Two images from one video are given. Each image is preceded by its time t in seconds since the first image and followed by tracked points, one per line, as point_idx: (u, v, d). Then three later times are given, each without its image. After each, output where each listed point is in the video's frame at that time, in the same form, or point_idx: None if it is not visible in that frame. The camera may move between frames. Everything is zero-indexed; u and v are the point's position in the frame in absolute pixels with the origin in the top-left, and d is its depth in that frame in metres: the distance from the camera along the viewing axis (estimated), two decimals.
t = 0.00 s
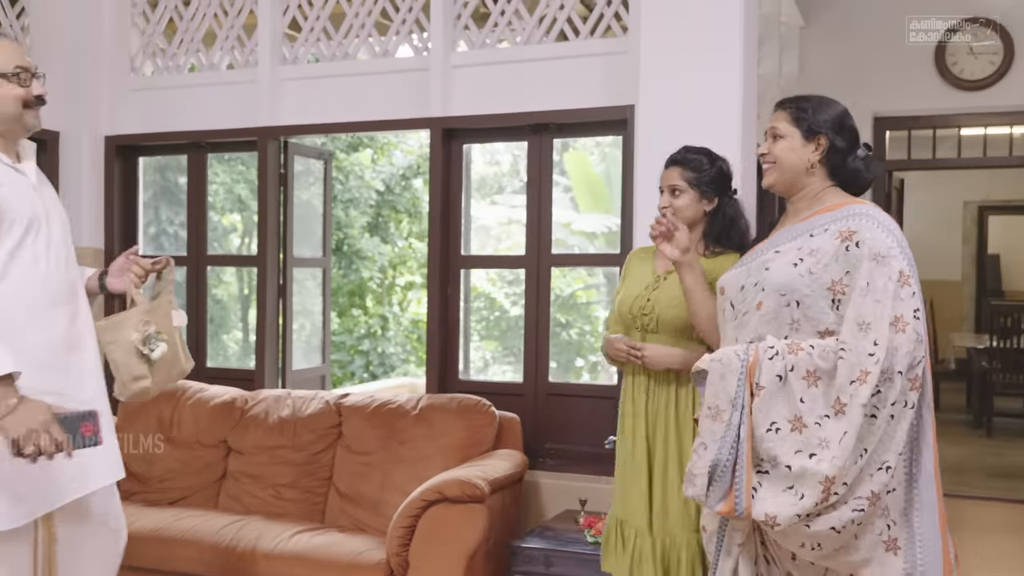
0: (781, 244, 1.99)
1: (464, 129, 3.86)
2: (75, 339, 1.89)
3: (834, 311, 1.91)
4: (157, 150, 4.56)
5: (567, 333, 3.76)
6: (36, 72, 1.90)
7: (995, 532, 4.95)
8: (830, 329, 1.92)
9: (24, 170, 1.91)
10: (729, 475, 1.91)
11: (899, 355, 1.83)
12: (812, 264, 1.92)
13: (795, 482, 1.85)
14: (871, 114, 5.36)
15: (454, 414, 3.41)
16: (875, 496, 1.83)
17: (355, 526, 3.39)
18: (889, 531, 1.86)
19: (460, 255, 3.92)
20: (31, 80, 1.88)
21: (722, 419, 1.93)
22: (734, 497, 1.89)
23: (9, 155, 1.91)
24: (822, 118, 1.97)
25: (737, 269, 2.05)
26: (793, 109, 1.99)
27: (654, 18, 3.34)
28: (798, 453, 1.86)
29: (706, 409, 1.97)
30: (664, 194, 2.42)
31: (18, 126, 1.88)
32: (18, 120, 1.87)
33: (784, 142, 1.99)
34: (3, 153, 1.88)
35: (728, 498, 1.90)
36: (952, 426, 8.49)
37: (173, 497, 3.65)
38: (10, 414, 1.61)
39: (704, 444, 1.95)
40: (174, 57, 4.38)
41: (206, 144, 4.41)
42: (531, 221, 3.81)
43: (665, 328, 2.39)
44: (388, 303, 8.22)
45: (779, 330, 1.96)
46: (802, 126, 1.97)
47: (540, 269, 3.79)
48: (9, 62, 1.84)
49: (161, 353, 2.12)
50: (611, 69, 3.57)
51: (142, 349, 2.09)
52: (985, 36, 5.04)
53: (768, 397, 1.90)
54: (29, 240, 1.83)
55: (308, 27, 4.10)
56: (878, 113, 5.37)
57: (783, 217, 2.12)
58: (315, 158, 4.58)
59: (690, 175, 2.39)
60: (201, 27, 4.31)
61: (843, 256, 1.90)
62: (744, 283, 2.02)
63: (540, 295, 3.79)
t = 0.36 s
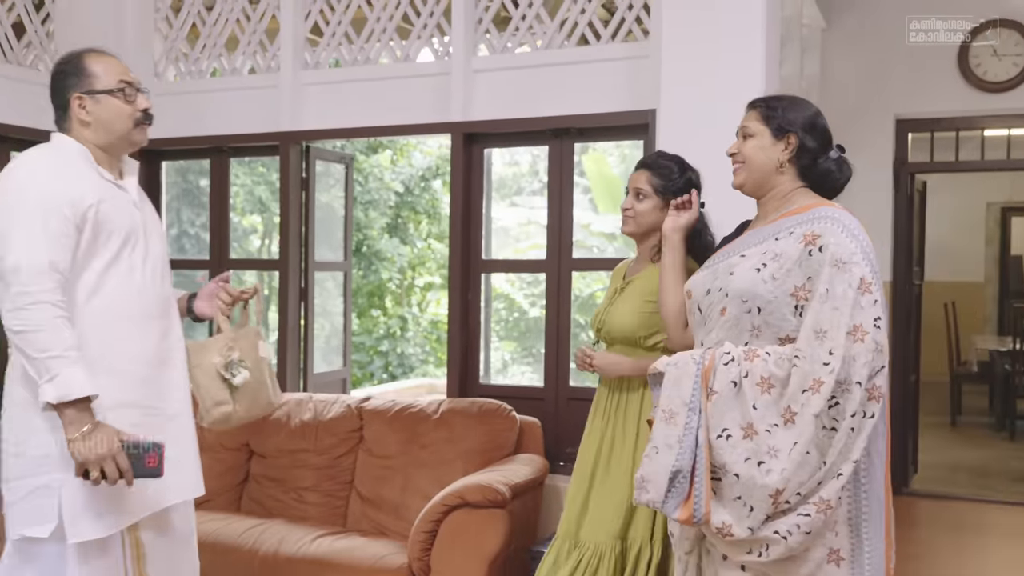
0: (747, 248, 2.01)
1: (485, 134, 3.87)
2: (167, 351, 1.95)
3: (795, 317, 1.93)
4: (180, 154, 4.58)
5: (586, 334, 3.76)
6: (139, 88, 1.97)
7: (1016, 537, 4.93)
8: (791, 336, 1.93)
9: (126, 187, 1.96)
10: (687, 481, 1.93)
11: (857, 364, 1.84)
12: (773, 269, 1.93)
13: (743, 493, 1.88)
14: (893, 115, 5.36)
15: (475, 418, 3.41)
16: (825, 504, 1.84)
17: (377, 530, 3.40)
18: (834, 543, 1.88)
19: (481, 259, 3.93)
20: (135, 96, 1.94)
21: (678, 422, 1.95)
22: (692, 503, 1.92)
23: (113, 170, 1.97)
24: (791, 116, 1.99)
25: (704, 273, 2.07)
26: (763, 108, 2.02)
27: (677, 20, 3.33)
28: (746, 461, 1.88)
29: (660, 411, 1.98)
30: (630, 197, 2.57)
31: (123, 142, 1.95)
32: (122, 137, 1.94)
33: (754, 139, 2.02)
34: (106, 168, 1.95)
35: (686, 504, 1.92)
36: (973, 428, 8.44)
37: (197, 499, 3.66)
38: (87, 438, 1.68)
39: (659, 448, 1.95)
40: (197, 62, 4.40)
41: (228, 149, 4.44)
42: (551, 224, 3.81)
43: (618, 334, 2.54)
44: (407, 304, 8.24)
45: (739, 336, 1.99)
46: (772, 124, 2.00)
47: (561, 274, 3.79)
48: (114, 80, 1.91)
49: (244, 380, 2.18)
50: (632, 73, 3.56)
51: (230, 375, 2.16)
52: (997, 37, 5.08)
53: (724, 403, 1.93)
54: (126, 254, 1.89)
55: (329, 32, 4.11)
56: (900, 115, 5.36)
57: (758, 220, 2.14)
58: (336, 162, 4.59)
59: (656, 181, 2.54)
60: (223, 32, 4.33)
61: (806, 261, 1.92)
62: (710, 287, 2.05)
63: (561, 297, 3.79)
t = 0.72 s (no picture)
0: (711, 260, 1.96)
1: (501, 142, 3.87)
2: (247, 364, 1.91)
3: (749, 332, 1.88)
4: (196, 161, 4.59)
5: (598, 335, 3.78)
6: (248, 111, 1.94)
7: None
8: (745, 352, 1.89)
9: (222, 197, 1.93)
10: (634, 497, 1.95)
11: (805, 383, 1.79)
12: (727, 283, 1.89)
13: (695, 510, 1.89)
14: (908, 121, 5.35)
15: (491, 427, 3.41)
16: (771, 528, 1.83)
17: (392, 540, 3.40)
18: (797, 563, 1.84)
19: (497, 268, 3.93)
20: (238, 117, 1.91)
21: (628, 436, 1.97)
22: (636, 519, 1.95)
23: (211, 183, 1.95)
24: (778, 121, 1.90)
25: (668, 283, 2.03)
26: (751, 112, 1.94)
27: (694, 27, 3.31)
28: (700, 481, 1.88)
29: (614, 426, 1.99)
30: (582, 205, 2.61)
31: (219, 160, 1.92)
32: (219, 154, 1.91)
33: (740, 145, 1.94)
34: (203, 181, 1.93)
35: (631, 519, 1.96)
36: (988, 432, 8.39)
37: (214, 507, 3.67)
38: (67, 442, 1.67)
39: (614, 460, 1.98)
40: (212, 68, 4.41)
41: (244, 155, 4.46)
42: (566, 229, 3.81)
43: (561, 344, 2.54)
44: (419, 305, 8.25)
45: (694, 350, 1.94)
46: (758, 130, 1.91)
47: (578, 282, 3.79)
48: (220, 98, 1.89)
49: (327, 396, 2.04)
50: (648, 81, 3.56)
51: (310, 390, 2.03)
52: (1016, 43, 5.03)
53: (674, 422, 1.91)
54: (208, 265, 1.86)
55: (345, 39, 4.11)
56: (916, 121, 5.35)
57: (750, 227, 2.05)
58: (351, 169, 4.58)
59: (609, 189, 2.58)
60: (239, 40, 4.33)
61: (761, 276, 1.86)
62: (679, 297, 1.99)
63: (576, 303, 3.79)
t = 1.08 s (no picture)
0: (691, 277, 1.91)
1: (510, 149, 3.86)
2: (296, 376, 1.92)
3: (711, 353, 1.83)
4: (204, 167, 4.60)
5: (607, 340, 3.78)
6: (310, 136, 1.93)
7: None
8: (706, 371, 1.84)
9: (272, 211, 1.93)
10: (590, 503, 1.95)
11: (748, 406, 1.74)
12: (691, 301, 1.84)
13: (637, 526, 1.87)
14: (916, 126, 5.34)
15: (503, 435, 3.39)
16: (718, 554, 1.79)
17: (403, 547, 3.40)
18: None
19: (506, 274, 3.91)
20: (300, 144, 1.91)
21: (588, 444, 1.97)
22: (588, 527, 1.95)
23: (265, 198, 1.95)
24: (756, 133, 1.79)
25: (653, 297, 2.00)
26: (731, 123, 1.84)
27: (705, 32, 3.30)
28: (639, 496, 1.87)
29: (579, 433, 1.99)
30: (542, 214, 2.66)
31: (273, 179, 1.91)
32: (273, 174, 1.91)
33: (718, 159, 1.85)
34: (257, 197, 1.93)
35: (585, 527, 1.96)
36: (993, 436, 8.38)
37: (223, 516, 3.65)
38: (153, 458, 1.71)
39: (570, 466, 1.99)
40: (220, 76, 4.40)
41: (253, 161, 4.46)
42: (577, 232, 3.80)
43: (540, 352, 2.56)
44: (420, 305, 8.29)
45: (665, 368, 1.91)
46: (736, 143, 1.81)
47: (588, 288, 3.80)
48: (285, 122, 1.89)
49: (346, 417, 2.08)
50: (658, 88, 3.55)
51: (332, 407, 2.08)
52: None
53: (630, 436, 1.90)
54: (258, 279, 1.87)
55: (354, 45, 4.10)
56: (923, 125, 5.35)
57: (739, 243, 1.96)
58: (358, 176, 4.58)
59: (570, 198, 2.63)
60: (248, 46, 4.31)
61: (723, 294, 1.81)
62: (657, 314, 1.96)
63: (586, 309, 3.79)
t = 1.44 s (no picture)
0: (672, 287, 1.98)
1: (522, 151, 3.85)
2: (338, 383, 1.96)
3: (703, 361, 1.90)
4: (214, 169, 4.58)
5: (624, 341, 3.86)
6: (351, 142, 1.97)
7: None
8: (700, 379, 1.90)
9: (308, 216, 1.99)
10: (590, 514, 2.01)
11: (749, 412, 1.81)
12: (682, 312, 1.90)
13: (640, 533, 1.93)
14: (926, 128, 5.33)
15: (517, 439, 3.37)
16: (722, 556, 1.84)
17: (417, 551, 3.38)
18: None
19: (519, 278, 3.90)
20: (343, 150, 1.94)
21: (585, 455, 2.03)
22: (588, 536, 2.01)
23: (298, 201, 1.99)
24: (734, 146, 1.87)
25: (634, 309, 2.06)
26: (709, 135, 1.91)
27: (722, 33, 3.29)
28: (639, 503, 1.92)
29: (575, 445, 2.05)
30: (524, 216, 2.62)
31: (309, 182, 1.94)
32: (313, 178, 1.94)
33: (697, 169, 1.91)
34: (293, 199, 1.96)
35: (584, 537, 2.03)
36: (999, 438, 8.36)
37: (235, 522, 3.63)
38: (224, 467, 1.72)
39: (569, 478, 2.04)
40: (231, 75, 4.41)
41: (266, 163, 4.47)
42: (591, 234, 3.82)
43: (537, 356, 2.54)
44: (423, 306, 8.25)
45: (657, 377, 1.98)
46: (714, 155, 1.89)
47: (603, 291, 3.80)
48: (332, 127, 1.91)
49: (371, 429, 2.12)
50: (672, 90, 3.53)
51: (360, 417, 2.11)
52: None
53: (627, 446, 1.96)
54: (302, 285, 1.91)
55: (365, 47, 4.09)
56: (934, 126, 5.32)
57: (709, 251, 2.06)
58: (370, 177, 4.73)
59: (554, 204, 2.62)
60: (258, 47, 4.32)
61: (715, 305, 1.88)
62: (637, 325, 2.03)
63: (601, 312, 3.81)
